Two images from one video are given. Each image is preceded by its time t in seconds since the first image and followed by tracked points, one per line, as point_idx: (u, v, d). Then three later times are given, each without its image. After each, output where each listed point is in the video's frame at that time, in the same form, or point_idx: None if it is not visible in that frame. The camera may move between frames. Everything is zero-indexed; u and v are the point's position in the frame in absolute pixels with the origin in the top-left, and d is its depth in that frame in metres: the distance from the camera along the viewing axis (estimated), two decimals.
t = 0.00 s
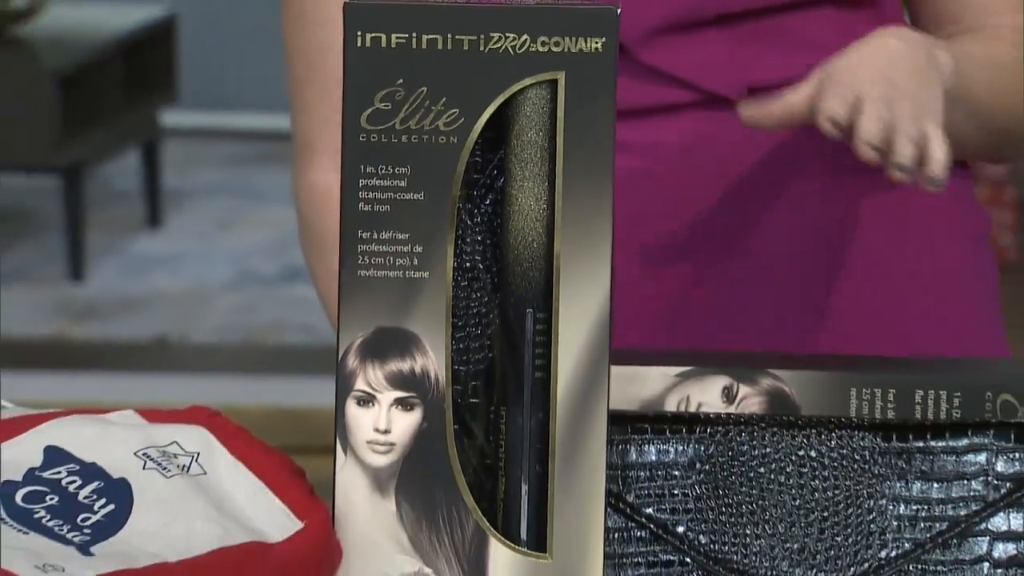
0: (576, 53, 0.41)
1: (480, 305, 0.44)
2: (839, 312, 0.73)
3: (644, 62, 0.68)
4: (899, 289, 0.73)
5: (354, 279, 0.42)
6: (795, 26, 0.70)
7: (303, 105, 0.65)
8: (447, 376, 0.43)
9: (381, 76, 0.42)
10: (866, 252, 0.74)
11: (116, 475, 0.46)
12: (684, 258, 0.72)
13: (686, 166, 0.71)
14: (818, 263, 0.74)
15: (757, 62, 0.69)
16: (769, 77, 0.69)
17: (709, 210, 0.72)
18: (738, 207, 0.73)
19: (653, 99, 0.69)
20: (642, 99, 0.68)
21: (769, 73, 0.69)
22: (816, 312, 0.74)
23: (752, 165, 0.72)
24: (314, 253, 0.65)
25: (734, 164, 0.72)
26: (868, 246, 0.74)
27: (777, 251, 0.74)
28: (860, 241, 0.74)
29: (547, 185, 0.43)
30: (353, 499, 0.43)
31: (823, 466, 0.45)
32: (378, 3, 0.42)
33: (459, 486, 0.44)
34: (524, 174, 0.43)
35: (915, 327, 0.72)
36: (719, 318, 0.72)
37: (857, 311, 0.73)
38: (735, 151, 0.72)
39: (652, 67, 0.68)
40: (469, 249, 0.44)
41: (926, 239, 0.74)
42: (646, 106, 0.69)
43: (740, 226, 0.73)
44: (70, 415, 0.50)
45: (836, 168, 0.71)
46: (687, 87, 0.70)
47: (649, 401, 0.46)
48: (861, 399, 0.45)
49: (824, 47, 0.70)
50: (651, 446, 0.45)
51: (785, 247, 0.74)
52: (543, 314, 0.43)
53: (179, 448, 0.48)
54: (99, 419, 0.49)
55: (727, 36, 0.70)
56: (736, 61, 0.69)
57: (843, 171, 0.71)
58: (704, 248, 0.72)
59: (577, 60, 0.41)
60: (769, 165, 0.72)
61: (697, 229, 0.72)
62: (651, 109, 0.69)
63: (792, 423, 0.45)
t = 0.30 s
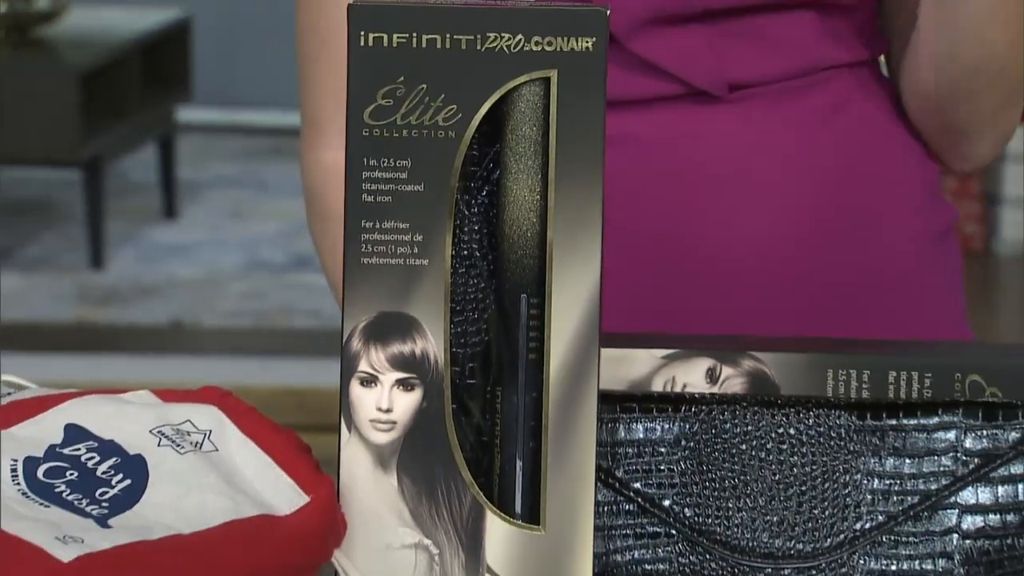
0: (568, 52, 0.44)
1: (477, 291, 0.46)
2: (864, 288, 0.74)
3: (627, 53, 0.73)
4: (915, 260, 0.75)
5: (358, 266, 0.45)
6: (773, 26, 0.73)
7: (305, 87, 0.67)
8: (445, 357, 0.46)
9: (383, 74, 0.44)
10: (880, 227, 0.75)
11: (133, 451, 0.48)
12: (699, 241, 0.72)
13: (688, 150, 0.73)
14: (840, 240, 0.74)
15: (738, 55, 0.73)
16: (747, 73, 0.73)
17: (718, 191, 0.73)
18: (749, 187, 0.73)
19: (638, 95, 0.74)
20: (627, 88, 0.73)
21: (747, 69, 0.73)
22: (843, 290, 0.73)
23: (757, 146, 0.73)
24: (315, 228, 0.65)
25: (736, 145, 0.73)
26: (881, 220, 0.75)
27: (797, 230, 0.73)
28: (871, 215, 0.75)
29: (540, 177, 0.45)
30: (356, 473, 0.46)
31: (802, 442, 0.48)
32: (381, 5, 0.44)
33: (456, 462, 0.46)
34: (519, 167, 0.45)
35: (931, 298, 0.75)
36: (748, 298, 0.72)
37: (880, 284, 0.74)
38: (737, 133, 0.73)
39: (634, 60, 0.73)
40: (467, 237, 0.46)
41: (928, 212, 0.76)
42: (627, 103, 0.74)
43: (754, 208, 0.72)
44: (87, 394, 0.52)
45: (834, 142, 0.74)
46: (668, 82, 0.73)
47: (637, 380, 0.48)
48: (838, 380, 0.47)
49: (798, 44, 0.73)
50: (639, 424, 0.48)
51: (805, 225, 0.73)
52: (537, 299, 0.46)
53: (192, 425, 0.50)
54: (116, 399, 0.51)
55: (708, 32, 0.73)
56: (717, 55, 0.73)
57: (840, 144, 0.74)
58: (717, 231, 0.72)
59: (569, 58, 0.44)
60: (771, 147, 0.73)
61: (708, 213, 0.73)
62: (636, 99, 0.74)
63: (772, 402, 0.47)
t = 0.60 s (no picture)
0: (553, 49, 0.46)
1: (467, 275, 0.49)
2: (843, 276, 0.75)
3: (607, 38, 0.75)
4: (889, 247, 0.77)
5: (354, 252, 0.47)
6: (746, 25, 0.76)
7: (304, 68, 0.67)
8: (438, 339, 0.48)
9: (377, 69, 0.47)
10: (857, 216, 0.76)
11: (140, 429, 0.51)
12: (683, 232, 0.73)
13: (667, 141, 0.74)
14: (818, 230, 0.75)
15: (710, 51, 0.75)
16: (719, 69, 0.75)
17: (696, 181, 0.74)
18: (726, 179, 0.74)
19: (615, 83, 0.75)
20: (606, 77, 0.75)
21: (719, 64, 0.75)
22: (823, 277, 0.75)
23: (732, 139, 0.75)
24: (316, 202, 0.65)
25: (712, 138, 0.74)
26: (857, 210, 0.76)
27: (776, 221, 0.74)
28: (847, 205, 0.76)
29: (527, 167, 0.47)
30: (353, 448, 0.49)
31: (775, 419, 0.50)
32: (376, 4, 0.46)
33: (447, 437, 0.48)
34: (507, 157, 0.48)
35: (901, 286, 0.77)
36: (722, 287, 0.73)
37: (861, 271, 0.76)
38: (711, 127, 0.75)
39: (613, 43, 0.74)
40: (457, 225, 0.48)
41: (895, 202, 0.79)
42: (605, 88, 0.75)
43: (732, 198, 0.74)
44: (97, 373, 0.54)
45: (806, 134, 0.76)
46: (646, 71, 0.75)
47: (620, 360, 0.50)
48: (809, 359, 0.49)
49: (770, 46, 0.76)
50: (620, 402, 0.51)
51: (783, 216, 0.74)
52: (523, 283, 0.48)
53: (197, 404, 0.53)
54: (124, 378, 0.54)
55: (682, 24, 0.75)
56: (689, 49, 0.75)
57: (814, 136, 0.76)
58: (700, 221, 0.73)
59: (554, 54, 0.46)
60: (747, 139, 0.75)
61: (689, 203, 0.73)
62: (615, 87, 0.75)
63: (746, 380, 0.50)
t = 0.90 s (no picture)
0: (542, 44, 0.49)
1: (459, 260, 0.51)
2: (817, 260, 0.79)
3: (591, 33, 0.77)
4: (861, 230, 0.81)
5: (352, 238, 0.50)
6: (721, 24, 0.79)
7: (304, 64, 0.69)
8: (432, 320, 0.51)
9: (373, 63, 0.49)
10: (828, 202, 0.80)
11: (147, 406, 0.53)
12: (661, 222, 0.78)
13: (647, 132, 0.78)
14: (790, 218, 0.79)
15: (687, 47, 0.78)
16: (696, 65, 0.78)
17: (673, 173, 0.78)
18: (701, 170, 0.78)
19: (598, 75, 0.78)
20: (589, 70, 0.77)
21: (696, 60, 0.78)
22: (797, 263, 0.79)
23: (707, 131, 0.78)
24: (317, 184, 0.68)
25: (689, 130, 0.78)
26: (827, 197, 0.81)
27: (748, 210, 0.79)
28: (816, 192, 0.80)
29: (516, 157, 0.50)
30: (351, 426, 0.51)
31: (752, 397, 0.53)
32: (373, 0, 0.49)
33: (440, 414, 0.51)
34: (497, 147, 0.50)
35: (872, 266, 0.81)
36: (698, 273, 0.78)
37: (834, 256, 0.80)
38: (690, 119, 0.78)
39: (595, 38, 0.77)
40: (450, 212, 0.50)
41: (865, 187, 0.83)
42: (587, 81, 0.78)
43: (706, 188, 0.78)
44: (105, 353, 0.57)
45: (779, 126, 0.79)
46: (629, 65, 0.78)
47: (605, 341, 0.53)
48: (785, 340, 0.52)
49: (745, 44, 0.79)
50: (606, 381, 0.54)
51: (755, 206, 0.79)
52: (513, 268, 0.50)
53: (201, 382, 0.55)
54: (132, 357, 0.56)
55: (662, 22, 0.78)
56: (668, 45, 0.78)
57: (787, 126, 0.79)
58: (676, 211, 0.78)
59: (542, 49, 0.49)
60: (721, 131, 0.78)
61: (666, 194, 0.78)
62: (597, 80, 0.78)
63: (726, 360, 0.53)
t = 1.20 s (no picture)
0: (532, 43, 0.51)
1: (453, 249, 0.53)
2: (799, 249, 0.83)
3: (583, 31, 0.79)
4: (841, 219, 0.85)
5: (350, 228, 0.52)
6: (706, 25, 0.81)
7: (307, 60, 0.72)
8: (428, 307, 0.53)
9: (371, 61, 0.52)
10: (809, 197, 0.84)
11: (156, 389, 0.55)
12: (648, 216, 0.81)
13: (634, 129, 0.80)
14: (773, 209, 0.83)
15: (674, 44, 0.80)
16: (682, 61, 0.81)
17: (657, 167, 0.81)
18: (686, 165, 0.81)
19: (588, 72, 0.80)
20: (579, 66, 0.79)
21: (682, 57, 0.81)
22: (780, 252, 0.83)
23: (692, 127, 0.81)
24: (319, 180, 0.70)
25: (673, 127, 0.81)
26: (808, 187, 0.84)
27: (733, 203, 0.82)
28: (797, 186, 0.83)
29: (508, 150, 0.52)
30: (350, 408, 0.54)
31: (733, 380, 0.55)
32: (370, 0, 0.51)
33: (435, 397, 0.53)
34: (489, 142, 0.52)
35: (851, 256, 0.85)
36: (680, 265, 0.82)
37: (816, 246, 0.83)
38: (675, 115, 0.81)
39: (587, 36, 0.79)
40: (445, 203, 0.53)
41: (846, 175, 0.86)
42: (578, 77, 0.80)
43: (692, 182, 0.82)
44: (116, 338, 0.59)
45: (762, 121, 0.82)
46: (618, 62, 0.80)
47: (593, 326, 0.55)
48: (764, 326, 0.55)
49: (728, 41, 0.81)
50: (593, 364, 0.56)
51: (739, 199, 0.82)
52: (505, 257, 0.53)
53: (207, 365, 0.58)
54: (141, 342, 0.59)
55: (651, 20, 0.80)
56: (655, 42, 0.80)
57: (770, 121, 0.82)
58: (662, 204, 0.82)
59: (532, 48, 0.51)
60: (704, 128, 0.81)
61: (653, 188, 0.81)
62: (587, 76, 0.80)
63: (708, 344, 0.55)
